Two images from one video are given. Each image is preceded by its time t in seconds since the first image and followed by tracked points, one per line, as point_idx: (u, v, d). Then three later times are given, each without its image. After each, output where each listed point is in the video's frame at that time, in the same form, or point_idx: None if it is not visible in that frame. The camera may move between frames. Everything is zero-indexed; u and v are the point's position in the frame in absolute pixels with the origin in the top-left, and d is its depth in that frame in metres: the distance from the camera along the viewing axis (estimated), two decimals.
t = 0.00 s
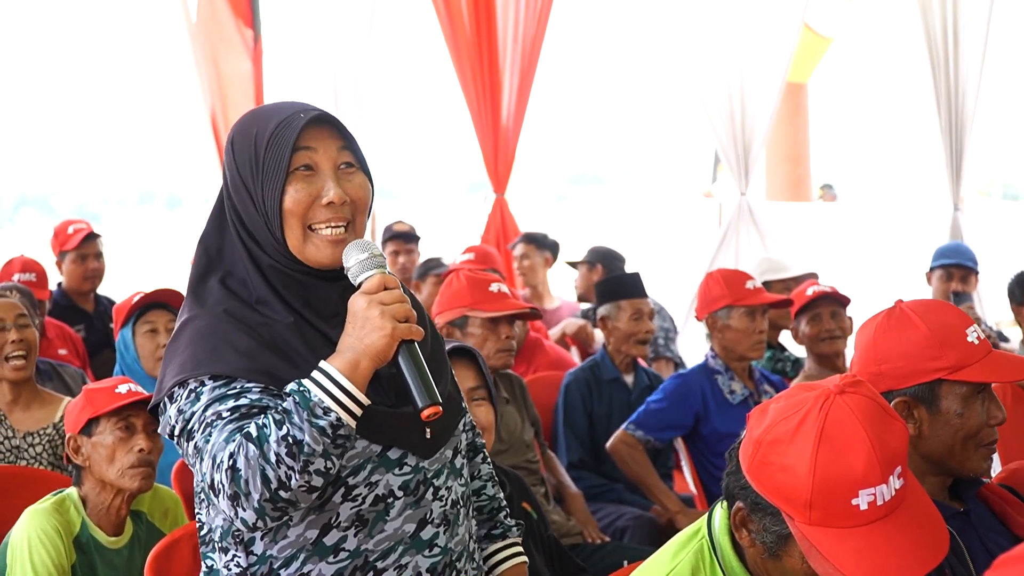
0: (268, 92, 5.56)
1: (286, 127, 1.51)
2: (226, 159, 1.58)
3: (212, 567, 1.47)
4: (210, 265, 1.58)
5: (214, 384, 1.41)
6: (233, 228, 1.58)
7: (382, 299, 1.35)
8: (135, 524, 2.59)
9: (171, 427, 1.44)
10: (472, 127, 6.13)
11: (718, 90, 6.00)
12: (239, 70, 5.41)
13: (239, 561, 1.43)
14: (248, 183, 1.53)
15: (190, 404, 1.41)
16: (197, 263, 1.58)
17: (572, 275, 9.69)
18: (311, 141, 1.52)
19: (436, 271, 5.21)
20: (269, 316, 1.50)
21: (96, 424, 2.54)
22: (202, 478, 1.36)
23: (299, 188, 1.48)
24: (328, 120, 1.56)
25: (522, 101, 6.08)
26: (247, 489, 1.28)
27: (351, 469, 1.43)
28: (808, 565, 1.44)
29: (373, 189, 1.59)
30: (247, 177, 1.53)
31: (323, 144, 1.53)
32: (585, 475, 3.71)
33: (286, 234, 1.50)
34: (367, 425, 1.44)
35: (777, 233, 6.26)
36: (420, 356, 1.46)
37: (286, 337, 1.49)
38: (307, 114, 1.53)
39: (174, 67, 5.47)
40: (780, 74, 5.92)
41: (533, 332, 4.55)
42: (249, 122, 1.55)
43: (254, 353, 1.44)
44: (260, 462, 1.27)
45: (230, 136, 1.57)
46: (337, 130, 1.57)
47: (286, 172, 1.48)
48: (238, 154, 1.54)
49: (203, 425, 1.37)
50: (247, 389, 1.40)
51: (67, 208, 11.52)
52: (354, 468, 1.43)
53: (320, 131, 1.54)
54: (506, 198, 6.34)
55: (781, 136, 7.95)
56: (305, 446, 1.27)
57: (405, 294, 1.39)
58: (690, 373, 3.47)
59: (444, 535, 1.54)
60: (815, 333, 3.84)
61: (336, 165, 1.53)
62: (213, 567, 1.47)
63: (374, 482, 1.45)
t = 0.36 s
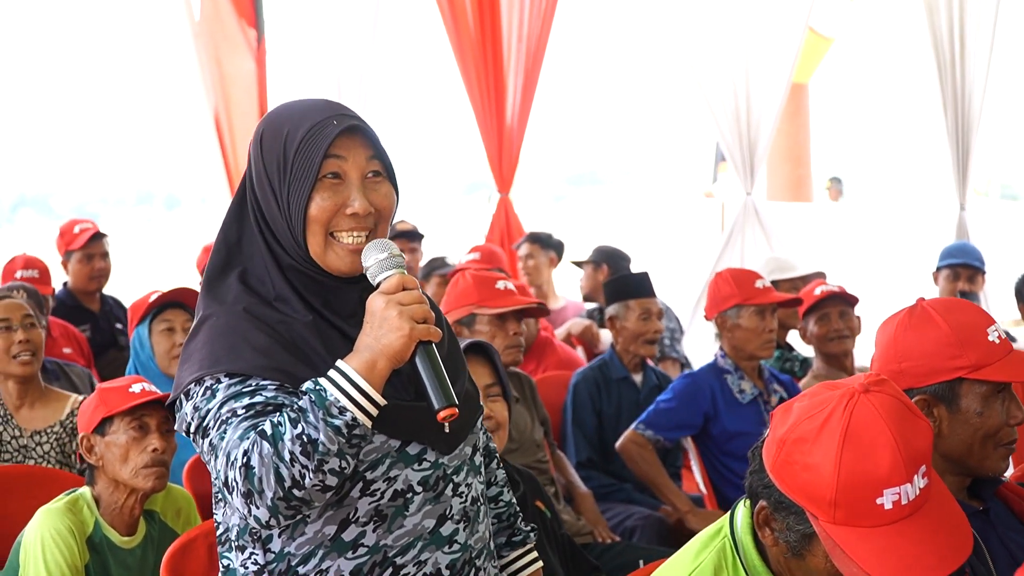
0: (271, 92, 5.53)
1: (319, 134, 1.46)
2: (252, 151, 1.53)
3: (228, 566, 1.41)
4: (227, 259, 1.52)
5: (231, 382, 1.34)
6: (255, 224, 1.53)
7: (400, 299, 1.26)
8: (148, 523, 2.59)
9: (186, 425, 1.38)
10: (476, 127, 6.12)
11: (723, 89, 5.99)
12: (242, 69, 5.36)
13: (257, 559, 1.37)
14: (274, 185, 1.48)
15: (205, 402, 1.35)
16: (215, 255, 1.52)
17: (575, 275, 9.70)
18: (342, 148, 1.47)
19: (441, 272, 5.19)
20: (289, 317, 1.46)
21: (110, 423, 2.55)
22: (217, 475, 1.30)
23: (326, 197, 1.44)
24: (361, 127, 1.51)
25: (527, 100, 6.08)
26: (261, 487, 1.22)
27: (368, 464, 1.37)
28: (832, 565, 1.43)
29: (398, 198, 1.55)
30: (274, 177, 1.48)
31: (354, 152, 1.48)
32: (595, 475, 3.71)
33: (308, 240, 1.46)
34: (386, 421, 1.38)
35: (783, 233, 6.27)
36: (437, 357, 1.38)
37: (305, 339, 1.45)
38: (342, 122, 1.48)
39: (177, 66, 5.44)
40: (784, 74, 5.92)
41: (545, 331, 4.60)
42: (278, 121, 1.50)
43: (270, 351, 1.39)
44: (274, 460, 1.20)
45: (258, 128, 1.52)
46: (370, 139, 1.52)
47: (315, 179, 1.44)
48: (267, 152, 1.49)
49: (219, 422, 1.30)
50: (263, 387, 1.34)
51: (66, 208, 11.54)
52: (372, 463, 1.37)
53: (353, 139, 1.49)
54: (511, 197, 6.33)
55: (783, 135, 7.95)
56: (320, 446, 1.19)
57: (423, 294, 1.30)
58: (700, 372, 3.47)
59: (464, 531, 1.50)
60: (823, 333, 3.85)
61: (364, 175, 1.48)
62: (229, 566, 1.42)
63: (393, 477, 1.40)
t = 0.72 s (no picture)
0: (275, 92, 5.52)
1: (330, 117, 1.47)
2: (262, 145, 1.53)
3: (248, 564, 1.40)
4: (242, 253, 1.51)
5: (253, 375, 1.33)
6: (267, 216, 1.52)
7: (422, 289, 1.26)
8: (159, 523, 2.59)
9: (208, 422, 1.36)
10: (480, 127, 6.12)
11: (728, 88, 5.98)
12: (245, 69, 5.35)
13: (281, 556, 1.36)
14: (287, 171, 1.48)
15: (228, 396, 1.33)
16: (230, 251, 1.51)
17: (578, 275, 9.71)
18: (353, 131, 1.48)
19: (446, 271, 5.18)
20: (308, 308, 1.45)
21: (122, 422, 2.55)
22: (241, 471, 1.29)
23: (341, 176, 1.44)
24: (367, 111, 1.52)
25: (531, 100, 6.07)
26: (288, 480, 1.20)
27: (393, 459, 1.37)
28: (854, 564, 1.43)
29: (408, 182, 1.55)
30: (287, 164, 1.48)
31: (365, 135, 1.49)
32: (603, 473, 3.71)
33: (325, 222, 1.46)
34: (407, 414, 1.38)
35: (787, 232, 6.26)
36: (461, 345, 1.35)
37: (326, 328, 1.44)
38: (350, 105, 1.49)
39: (181, 66, 5.43)
40: (789, 73, 5.92)
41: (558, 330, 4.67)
42: (287, 112, 1.51)
43: (291, 343, 1.38)
44: (302, 452, 1.19)
45: (266, 122, 1.53)
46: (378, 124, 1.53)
47: (328, 160, 1.44)
48: (277, 141, 1.50)
49: (243, 417, 1.29)
50: (287, 379, 1.33)
51: (66, 208, 11.59)
52: (396, 457, 1.37)
53: (361, 121, 1.50)
54: (515, 197, 6.33)
55: (784, 137, 7.89)
56: (348, 436, 1.18)
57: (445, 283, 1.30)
58: (708, 371, 3.46)
59: (487, 527, 1.51)
60: (831, 332, 3.85)
61: (376, 157, 1.49)
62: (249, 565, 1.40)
63: (417, 473, 1.39)
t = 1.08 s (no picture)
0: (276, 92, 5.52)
1: (345, 116, 1.46)
2: (272, 142, 1.52)
3: (256, 565, 1.40)
4: (248, 253, 1.51)
5: (256, 378, 1.32)
6: (275, 214, 1.52)
7: (421, 286, 1.23)
8: (164, 522, 2.59)
9: (213, 425, 1.36)
10: (482, 127, 6.12)
11: (730, 87, 5.98)
12: (247, 69, 5.35)
13: (289, 556, 1.36)
14: (299, 170, 1.48)
15: (231, 399, 1.33)
16: (236, 250, 1.51)
17: (579, 276, 9.71)
18: (367, 131, 1.47)
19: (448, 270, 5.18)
20: (314, 308, 1.44)
21: (126, 422, 2.55)
22: (244, 473, 1.28)
23: (354, 176, 1.44)
24: (380, 111, 1.51)
25: (532, 100, 6.07)
26: (289, 482, 1.18)
27: (399, 458, 1.37)
28: (864, 563, 1.43)
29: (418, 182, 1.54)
30: (299, 163, 1.48)
31: (378, 135, 1.48)
32: (605, 473, 3.71)
33: (337, 222, 1.46)
34: (410, 413, 1.36)
35: (789, 232, 6.25)
36: (461, 343, 1.35)
37: (332, 329, 1.44)
38: (365, 105, 1.48)
39: (182, 66, 5.43)
40: (791, 74, 5.93)
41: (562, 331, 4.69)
42: (300, 110, 1.50)
43: (296, 344, 1.37)
44: (301, 454, 1.17)
45: (278, 119, 1.52)
46: (390, 123, 1.53)
47: (342, 160, 1.43)
48: (289, 139, 1.49)
49: (245, 419, 1.28)
50: (289, 382, 1.32)
51: (66, 208, 11.55)
52: (402, 457, 1.37)
53: (374, 122, 1.49)
54: (517, 197, 6.34)
55: (785, 135, 7.93)
56: (347, 437, 1.16)
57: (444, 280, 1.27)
58: (711, 371, 3.47)
59: (495, 526, 1.50)
60: (834, 332, 3.85)
61: (388, 157, 1.48)
62: (258, 566, 1.40)
63: (423, 472, 1.39)
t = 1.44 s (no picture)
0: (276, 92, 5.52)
1: (348, 119, 1.46)
2: (273, 143, 1.52)
3: (254, 564, 1.40)
4: (245, 253, 1.51)
5: (248, 379, 1.33)
6: (274, 215, 1.52)
7: (409, 288, 1.22)
8: (163, 521, 2.59)
9: (208, 425, 1.36)
10: (482, 127, 6.12)
11: (731, 86, 5.98)
12: (247, 68, 5.35)
13: (284, 555, 1.36)
14: (300, 171, 1.48)
15: (224, 400, 1.33)
16: (235, 250, 1.51)
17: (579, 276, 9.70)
18: (369, 135, 1.47)
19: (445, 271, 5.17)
20: (309, 311, 1.44)
21: (125, 422, 2.55)
22: (236, 474, 1.29)
23: (355, 182, 1.43)
24: (384, 115, 1.51)
25: (532, 100, 6.07)
26: (276, 485, 1.20)
27: (393, 459, 1.37)
28: (863, 564, 1.43)
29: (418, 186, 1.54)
30: (300, 165, 1.47)
31: (381, 139, 1.48)
32: (605, 473, 3.71)
33: (337, 225, 1.46)
34: (403, 412, 1.38)
35: (789, 232, 6.24)
36: (450, 345, 1.34)
37: (327, 332, 1.44)
38: (368, 108, 1.48)
39: (182, 66, 5.43)
40: (791, 73, 5.93)
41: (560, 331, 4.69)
42: (303, 111, 1.50)
43: (291, 347, 1.37)
44: (288, 457, 1.18)
45: (280, 119, 1.52)
46: (394, 127, 1.52)
47: (344, 164, 1.43)
48: (291, 141, 1.49)
49: (236, 421, 1.29)
50: (279, 383, 1.32)
51: (66, 208, 11.51)
52: (397, 457, 1.37)
53: (377, 125, 1.48)
54: (517, 197, 6.34)
55: (785, 135, 7.93)
56: (334, 440, 1.16)
57: (434, 282, 1.26)
58: (711, 371, 3.46)
59: (493, 526, 1.50)
60: (833, 331, 3.85)
61: (389, 161, 1.48)
62: (256, 565, 1.40)
63: (418, 473, 1.39)
